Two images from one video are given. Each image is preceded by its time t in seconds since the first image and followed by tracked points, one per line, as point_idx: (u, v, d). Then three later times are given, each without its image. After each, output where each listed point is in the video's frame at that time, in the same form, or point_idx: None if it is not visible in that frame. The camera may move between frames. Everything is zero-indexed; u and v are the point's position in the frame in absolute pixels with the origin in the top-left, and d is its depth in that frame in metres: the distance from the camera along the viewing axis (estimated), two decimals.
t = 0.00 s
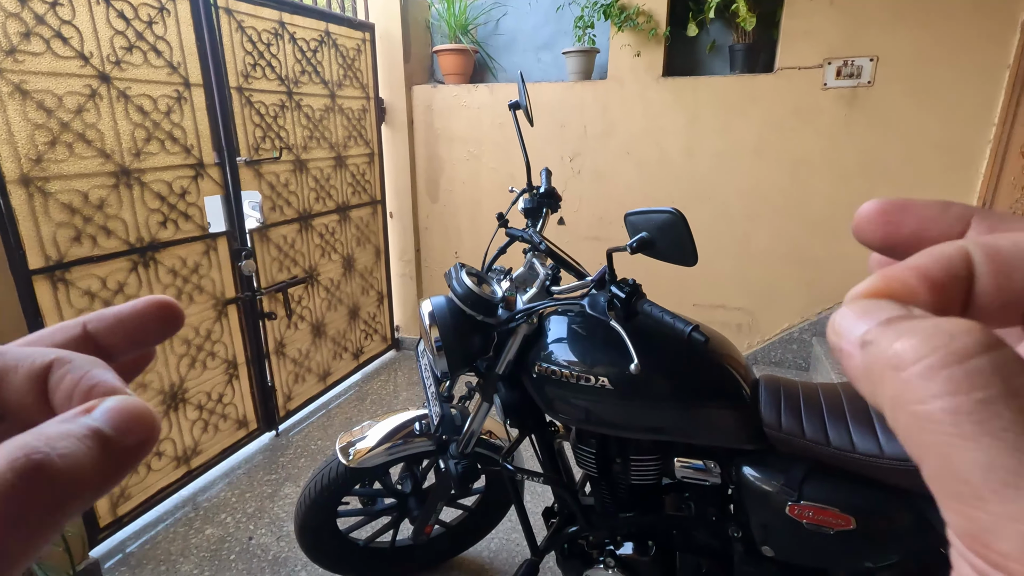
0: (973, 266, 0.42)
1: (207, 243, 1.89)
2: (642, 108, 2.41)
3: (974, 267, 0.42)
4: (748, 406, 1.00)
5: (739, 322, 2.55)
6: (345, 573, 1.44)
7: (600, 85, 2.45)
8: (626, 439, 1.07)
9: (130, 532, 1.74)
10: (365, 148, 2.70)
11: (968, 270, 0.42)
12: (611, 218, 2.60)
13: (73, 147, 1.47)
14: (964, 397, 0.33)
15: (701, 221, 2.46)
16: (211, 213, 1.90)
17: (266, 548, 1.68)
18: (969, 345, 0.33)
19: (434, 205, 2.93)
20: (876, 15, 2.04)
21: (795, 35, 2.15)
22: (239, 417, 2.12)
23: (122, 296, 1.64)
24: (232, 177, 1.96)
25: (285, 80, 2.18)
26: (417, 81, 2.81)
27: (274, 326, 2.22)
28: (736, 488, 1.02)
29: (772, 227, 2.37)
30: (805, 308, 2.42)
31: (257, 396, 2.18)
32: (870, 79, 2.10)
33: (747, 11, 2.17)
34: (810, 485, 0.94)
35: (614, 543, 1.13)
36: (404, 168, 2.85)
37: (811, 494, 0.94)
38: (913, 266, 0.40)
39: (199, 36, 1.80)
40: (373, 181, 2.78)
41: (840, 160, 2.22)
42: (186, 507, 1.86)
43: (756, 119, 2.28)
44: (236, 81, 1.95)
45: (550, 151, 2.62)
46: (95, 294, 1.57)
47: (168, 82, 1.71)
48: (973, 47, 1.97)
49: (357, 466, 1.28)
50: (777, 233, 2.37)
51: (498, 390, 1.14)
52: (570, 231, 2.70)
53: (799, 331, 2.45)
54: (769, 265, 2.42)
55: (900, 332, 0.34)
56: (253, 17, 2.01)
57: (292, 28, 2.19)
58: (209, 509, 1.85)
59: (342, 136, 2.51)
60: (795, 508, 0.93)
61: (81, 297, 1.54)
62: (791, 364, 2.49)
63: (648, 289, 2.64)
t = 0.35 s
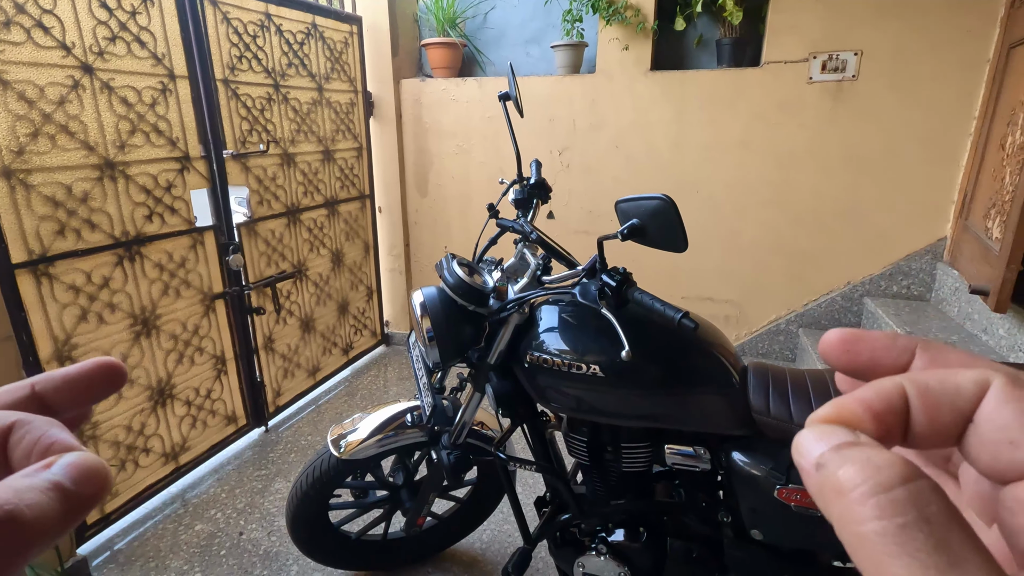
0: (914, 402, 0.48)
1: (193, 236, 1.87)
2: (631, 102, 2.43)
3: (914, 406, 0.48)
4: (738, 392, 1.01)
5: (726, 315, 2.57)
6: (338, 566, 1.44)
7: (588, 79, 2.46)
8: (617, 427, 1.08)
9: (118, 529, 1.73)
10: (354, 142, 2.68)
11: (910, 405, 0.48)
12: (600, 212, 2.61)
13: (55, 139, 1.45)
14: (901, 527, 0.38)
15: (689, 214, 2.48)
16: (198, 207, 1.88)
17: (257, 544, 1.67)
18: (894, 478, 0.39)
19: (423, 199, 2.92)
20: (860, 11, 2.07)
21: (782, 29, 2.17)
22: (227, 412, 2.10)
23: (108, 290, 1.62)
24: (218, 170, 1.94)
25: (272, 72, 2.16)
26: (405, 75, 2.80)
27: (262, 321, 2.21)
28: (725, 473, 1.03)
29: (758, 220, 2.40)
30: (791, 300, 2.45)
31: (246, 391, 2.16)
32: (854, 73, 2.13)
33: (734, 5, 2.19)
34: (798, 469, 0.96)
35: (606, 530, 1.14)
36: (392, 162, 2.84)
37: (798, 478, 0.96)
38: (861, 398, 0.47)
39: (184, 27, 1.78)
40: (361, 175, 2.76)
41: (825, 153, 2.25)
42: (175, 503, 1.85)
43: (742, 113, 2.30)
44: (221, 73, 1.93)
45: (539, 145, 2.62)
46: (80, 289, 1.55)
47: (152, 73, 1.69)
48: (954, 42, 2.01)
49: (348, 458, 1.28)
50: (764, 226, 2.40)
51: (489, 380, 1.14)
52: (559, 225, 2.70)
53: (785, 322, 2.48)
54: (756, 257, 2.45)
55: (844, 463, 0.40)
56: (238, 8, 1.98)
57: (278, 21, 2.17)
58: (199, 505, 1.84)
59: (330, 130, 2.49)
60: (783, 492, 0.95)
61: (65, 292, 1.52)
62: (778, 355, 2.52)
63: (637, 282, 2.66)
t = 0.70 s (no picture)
0: (823, 349, 0.38)
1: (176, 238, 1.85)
2: (616, 100, 2.43)
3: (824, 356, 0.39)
4: (724, 391, 1.03)
5: (711, 310, 2.60)
6: (327, 567, 1.44)
7: (573, 76, 2.46)
8: (606, 426, 1.09)
9: (103, 535, 1.70)
10: (338, 140, 2.66)
11: (818, 355, 0.38)
12: (586, 209, 2.62)
13: (31, 140, 1.42)
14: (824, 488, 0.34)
15: (674, 211, 2.50)
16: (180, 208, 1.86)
17: (245, 547, 1.66)
18: (789, 434, 0.35)
19: (409, 197, 2.90)
20: (841, 10, 2.10)
21: (765, 27, 2.19)
22: (213, 415, 2.08)
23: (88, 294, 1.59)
24: (201, 170, 1.91)
25: (254, 70, 2.13)
26: (389, 72, 2.78)
27: (247, 322, 2.19)
28: (713, 470, 1.05)
29: (742, 217, 2.42)
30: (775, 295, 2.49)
31: (231, 393, 2.14)
32: (835, 72, 2.16)
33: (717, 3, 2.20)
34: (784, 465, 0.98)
35: (596, 528, 1.15)
36: (377, 159, 2.82)
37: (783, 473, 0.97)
38: (777, 352, 0.39)
39: (163, 25, 1.75)
40: (346, 173, 2.74)
41: (807, 150, 2.28)
42: (161, 507, 1.83)
43: (726, 111, 2.32)
44: (202, 71, 1.90)
45: (525, 143, 2.62)
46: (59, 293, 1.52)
47: (131, 71, 1.66)
48: (931, 41, 2.05)
49: (338, 461, 1.28)
50: (747, 222, 2.43)
51: (479, 381, 1.15)
52: (546, 222, 2.71)
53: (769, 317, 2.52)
54: (740, 254, 2.48)
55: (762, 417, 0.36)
56: (218, 5, 1.95)
57: (260, 17, 2.14)
58: (185, 509, 1.82)
59: (313, 128, 2.47)
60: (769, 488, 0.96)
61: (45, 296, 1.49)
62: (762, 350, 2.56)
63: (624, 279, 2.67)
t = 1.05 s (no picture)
0: (851, 428, 0.42)
1: (158, 233, 1.82)
2: (602, 92, 2.44)
3: (849, 430, 0.42)
4: (711, 381, 1.04)
5: (697, 302, 2.63)
6: (319, 562, 1.44)
7: (559, 69, 2.46)
8: (595, 416, 1.10)
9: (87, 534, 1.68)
10: (322, 133, 2.63)
11: (847, 433, 0.42)
12: (573, 202, 2.63)
13: (5, 133, 1.38)
14: (838, 574, 0.35)
15: (660, 204, 2.52)
16: (161, 202, 1.83)
17: (234, 544, 1.65)
18: (822, 520, 0.37)
19: (395, 191, 2.88)
20: (823, 3, 2.12)
21: (748, 20, 2.21)
22: (199, 412, 2.06)
23: (68, 290, 1.57)
24: (182, 164, 1.88)
25: (235, 62, 2.09)
26: (373, 64, 2.75)
27: (232, 317, 2.16)
28: (700, 459, 1.06)
29: (727, 208, 2.45)
30: (759, 286, 2.52)
31: (217, 390, 2.12)
32: (818, 64, 2.18)
33: None
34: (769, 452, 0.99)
35: (586, 517, 1.16)
36: (363, 153, 2.80)
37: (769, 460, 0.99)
38: (797, 428, 0.43)
39: (141, 15, 1.71)
40: (331, 167, 2.71)
41: (790, 143, 2.30)
42: (146, 506, 1.81)
43: (711, 103, 2.33)
44: (183, 63, 1.87)
45: (512, 136, 2.62)
46: (38, 290, 1.49)
47: (109, 63, 1.62)
48: (910, 35, 2.08)
49: (328, 455, 1.27)
50: (732, 214, 2.45)
51: (469, 374, 1.15)
52: (533, 215, 2.71)
53: (753, 308, 2.55)
54: (725, 246, 2.50)
55: (785, 507, 0.38)
56: None
57: (241, 9, 2.10)
58: (171, 507, 1.80)
59: (297, 121, 2.44)
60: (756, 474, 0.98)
61: (24, 293, 1.46)
62: (747, 340, 2.59)
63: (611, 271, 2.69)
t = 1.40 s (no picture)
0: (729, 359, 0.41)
1: (147, 227, 1.82)
2: (592, 86, 2.45)
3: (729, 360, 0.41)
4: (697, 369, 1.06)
5: (687, 294, 2.66)
6: (312, 552, 1.45)
7: (549, 62, 2.46)
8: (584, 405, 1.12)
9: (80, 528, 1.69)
10: (313, 126, 2.62)
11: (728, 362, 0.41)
12: (563, 195, 2.65)
13: None
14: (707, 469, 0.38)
15: (650, 197, 2.54)
16: (151, 195, 1.82)
17: (228, 536, 1.66)
18: (698, 425, 0.39)
19: (386, 185, 2.88)
20: None
21: (737, 13, 2.22)
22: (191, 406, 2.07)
23: (58, 285, 1.56)
24: (172, 158, 1.87)
25: (224, 55, 2.08)
26: (364, 58, 2.74)
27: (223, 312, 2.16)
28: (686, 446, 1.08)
29: (716, 201, 2.47)
30: (748, 278, 2.55)
31: (209, 384, 2.12)
32: (805, 58, 2.20)
33: None
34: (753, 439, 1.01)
35: (575, 504, 1.18)
36: (354, 147, 2.80)
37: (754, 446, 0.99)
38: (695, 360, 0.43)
39: (128, 8, 1.70)
40: (322, 161, 2.70)
41: (778, 136, 2.33)
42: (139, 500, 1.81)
43: (699, 97, 2.35)
44: (171, 56, 1.86)
45: (502, 129, 2.62)
46: (27, 284, 1.49)
47: (97, 56, 1.61)
48: (896, 28, 2.10)
49: (320, 446, 1.28)
50: (721, 207, 2.48)
51: (459, 364, 1.16)
52: (524, 209, 2.73)
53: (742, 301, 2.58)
54: (714, 238, 2.53)
55: (674, 418, 0.40)
56: None
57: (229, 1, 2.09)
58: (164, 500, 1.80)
59: (287, 114, 2.43)
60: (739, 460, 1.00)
61: (12, 287, 1.46)
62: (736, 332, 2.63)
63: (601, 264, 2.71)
